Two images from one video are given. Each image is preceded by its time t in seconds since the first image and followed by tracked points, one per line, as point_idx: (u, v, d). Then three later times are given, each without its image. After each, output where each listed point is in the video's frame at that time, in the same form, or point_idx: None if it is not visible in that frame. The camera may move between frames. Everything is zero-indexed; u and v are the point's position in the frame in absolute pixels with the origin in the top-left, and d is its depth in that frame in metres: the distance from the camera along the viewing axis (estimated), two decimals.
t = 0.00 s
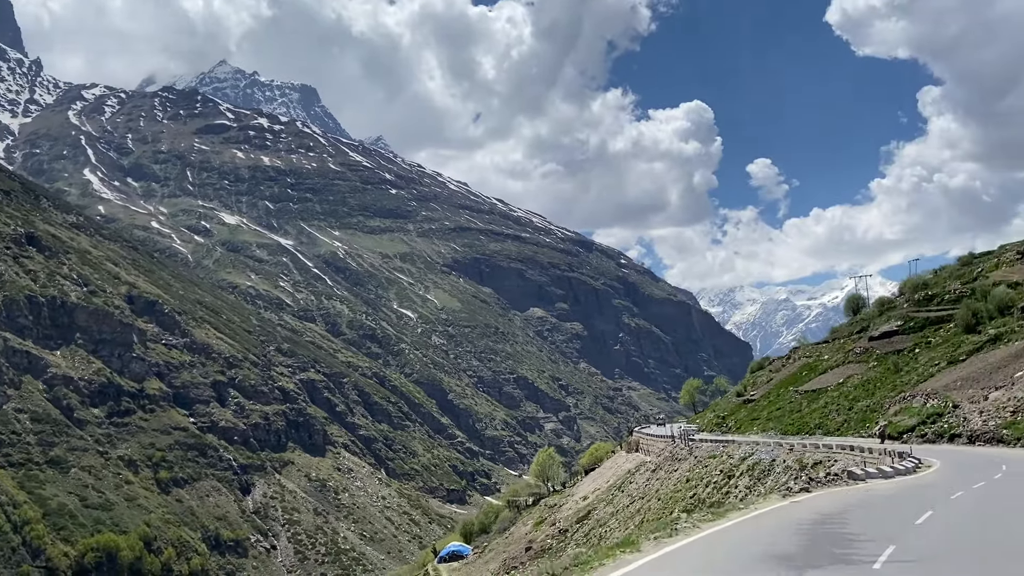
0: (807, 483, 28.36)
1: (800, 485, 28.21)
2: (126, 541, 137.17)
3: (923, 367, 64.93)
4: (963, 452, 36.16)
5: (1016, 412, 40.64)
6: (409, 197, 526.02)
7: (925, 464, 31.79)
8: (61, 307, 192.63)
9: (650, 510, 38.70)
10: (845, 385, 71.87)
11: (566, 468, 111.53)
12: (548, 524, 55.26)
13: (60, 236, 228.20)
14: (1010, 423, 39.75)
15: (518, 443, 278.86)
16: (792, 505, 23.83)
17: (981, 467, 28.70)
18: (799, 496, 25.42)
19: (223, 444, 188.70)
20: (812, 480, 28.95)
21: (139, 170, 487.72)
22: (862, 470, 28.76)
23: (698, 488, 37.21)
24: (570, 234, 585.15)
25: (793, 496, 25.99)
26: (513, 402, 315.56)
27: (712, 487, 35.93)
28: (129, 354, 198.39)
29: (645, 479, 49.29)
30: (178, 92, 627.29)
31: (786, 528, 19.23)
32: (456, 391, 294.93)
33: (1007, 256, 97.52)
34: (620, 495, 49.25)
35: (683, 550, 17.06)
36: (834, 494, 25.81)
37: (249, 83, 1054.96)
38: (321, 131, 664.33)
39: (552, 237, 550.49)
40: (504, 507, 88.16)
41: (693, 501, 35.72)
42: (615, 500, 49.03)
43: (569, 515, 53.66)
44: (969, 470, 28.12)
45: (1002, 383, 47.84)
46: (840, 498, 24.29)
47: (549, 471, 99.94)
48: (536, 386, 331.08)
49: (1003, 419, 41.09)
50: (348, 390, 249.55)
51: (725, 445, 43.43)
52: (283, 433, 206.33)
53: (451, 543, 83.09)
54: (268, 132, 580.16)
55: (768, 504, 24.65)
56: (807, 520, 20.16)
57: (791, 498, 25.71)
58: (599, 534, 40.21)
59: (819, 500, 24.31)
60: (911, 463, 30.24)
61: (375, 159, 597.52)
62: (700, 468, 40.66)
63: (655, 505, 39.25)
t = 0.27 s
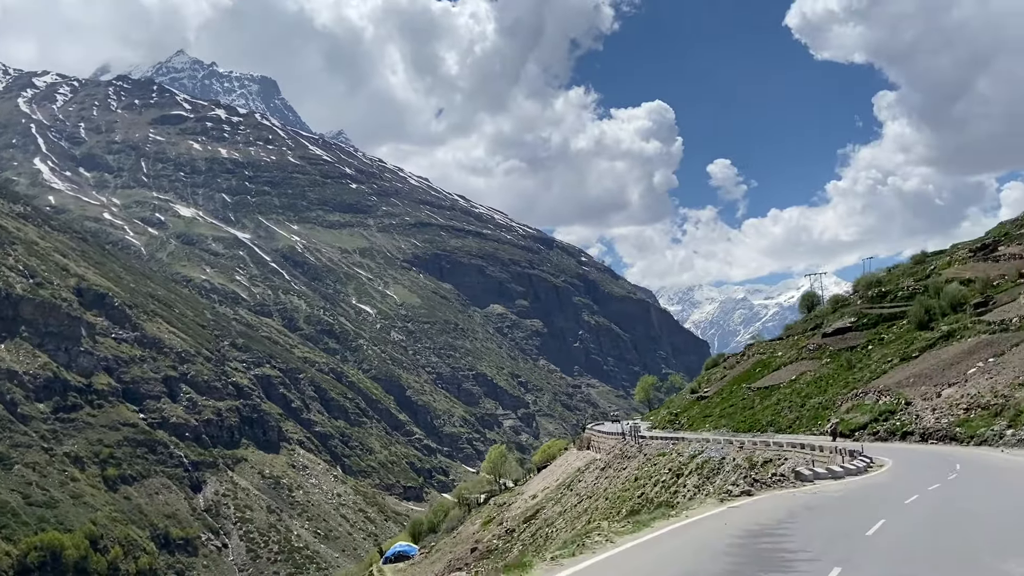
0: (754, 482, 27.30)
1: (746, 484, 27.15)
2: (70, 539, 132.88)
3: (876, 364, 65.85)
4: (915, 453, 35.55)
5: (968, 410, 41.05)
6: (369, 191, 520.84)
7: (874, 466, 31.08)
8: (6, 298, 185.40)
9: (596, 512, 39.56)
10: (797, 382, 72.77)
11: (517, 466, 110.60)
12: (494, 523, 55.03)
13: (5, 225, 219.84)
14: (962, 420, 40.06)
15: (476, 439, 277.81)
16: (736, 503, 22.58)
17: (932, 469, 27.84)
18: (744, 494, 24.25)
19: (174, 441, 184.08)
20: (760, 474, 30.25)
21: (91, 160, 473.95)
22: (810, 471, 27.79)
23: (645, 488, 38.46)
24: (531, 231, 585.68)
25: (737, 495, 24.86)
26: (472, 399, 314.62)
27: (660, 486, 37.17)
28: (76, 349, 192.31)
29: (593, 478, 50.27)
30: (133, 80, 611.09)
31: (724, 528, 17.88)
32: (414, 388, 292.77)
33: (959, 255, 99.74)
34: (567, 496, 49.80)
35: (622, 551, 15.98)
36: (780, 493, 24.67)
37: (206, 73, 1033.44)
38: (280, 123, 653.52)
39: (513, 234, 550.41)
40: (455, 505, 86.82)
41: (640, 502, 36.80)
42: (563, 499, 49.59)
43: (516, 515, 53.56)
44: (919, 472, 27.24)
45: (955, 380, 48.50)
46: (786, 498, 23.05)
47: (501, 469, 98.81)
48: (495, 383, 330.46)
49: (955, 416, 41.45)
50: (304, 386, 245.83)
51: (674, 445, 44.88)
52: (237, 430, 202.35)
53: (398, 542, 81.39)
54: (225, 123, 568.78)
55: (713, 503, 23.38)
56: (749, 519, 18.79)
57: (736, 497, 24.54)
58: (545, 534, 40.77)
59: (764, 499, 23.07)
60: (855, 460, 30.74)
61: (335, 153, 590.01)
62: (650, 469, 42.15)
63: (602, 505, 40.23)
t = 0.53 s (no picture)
0: (704, 482, 25.52)
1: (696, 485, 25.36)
2: (18, 537, 128.71)
3: (832, 359, 66.61)
4: (870, 454, 34.43)
5: (926, 406, 41.45)
6: (333, 185, 514.86)
7: (828, 468, 29.71)
8: None
9: (547, 511, 40.48)
10: (754, 377, 73.40)
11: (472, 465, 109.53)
12: (445, 522, 54.58)
13: None
14: (921, 417, 40.36)
15: (438, 435, 276.00)
16: (682, 505, 20.65)
17: (889, 471, 26.41)
18: (691, 493, 22.40)
19: (127, 436, 179.39)
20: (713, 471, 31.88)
21: (45, 149, 460.53)
22: (761, 471, 26.08)
23: (596, 487, 39.63)
24: (496, 228, 584.86)
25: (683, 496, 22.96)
26: (435, 395, 312.78)
27: (612, 484, 38.60)
28: (26, 341, 186.37)
29: (545, 476, 51.05)
30: (90, 68, 595.32)
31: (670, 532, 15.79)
32: (376, 384, 289.98)
33: (916, 252, 101.62)
34: (519, 494, 50.23)
35: (566, 555, 14.24)
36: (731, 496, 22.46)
37: (167, 64, 1013.08)
38: (242, 115, 642.41)
39: (478, 230, 548.89)
40: (408, 504, 85.36)
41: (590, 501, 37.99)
42: (514, 498, 49.99)
43: (466, 514, 53.33)
44: (876, 474, 25.77)
45: (911, 376, 49.12)
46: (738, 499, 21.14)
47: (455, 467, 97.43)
48: (458, 379, 329.14)
49: (913, 413, 41.83)
50: (263, 381, 241.76)
51: (627, 440, 46.15)
52: (193, 426, 198.24)
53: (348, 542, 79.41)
54: (185, 114, 557.24)
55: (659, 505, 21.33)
56: (698, 523, 16.68)
57: (684, 500, 22.37)
58: (494, 534, 41.25)
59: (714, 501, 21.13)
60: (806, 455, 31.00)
61: (298, 146, 582.03)
62: (601, 464, 43.50)
63: (553, 504, 41.17)
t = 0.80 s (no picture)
0: (655, 483, 23.86)
1: (647, 486, 23.68)
2: None
3: (795, 355, 67.03)
4: (831, 454, 33.44)
5: (890, 403, 41.54)
6: (299, 179, 508.64)
7: (785, 469, 28.51)
8: None
9: (500, 511, 40.70)
10: (717, 373, 73.71)
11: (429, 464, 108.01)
12: (397, 522, 54.15)
13: None
14: (885, 414, 40.43)
15: (404, 432, 273.86)
16: (628, 512, 18.89)
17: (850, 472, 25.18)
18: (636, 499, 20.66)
19: (81, 432, 175.04)
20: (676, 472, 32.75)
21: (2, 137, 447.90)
22: (715, 472, 24.65)
23: (551, 485, 40.12)
24: (465, 224, 582.97)
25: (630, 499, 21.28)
26: (401, 392, 310.41)
27: (567, 482, 39.21)
28: None
29: (500, 474, 51.26)
30: (49, 55, 580.50)
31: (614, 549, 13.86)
32: (341, 380, 286.94)
33: (879, 248, 102.96)
34: (472, 494, 50.26)
35: (519, 554, 13.81)
36: (679, 501, 20.60)
37: (131, 53, 992.62)
38: (207, 106, 631.45)
39: (446, 227, 546.48)
40: (364, 504, 83.60)
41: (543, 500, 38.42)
42: (468, 497, 49.95)
43: (418, 514, 53.02)
44: (836, 476, 24.50)
45: (875, 372, 49.39)
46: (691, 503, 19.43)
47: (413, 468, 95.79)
48: (425, 376, 327.29)
49: (877, 409, 41.95)
50: (225, 377, 237.68)
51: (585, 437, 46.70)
52: (151, 421, 194.33)
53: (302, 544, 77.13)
54: (148, 104, 546.07)
55: (605, 509, 19.52)
56: (646, 537, 14.80)
57: (630, 503, 20.66)
58: (446, 535, 41.26)
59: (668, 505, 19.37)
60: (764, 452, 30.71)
61: (264, 138, 573.77)
62: (558, 462, 44.06)
63: (506, 503, 41.43)
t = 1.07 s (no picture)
0: (601, 486, 22.94)
1: (593, 490, 22.73)
2: None
3: (764, 350, 67.24)
4: (801, 453, 32.90)
5: (860, 400, 41.57)
6: (270, 173, 502.53)
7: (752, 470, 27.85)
8: None
9: (457, 509, 40.14)
10: (684, 369, 73.99)
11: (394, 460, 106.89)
12: (354, 522, 53.09)
13: None
14: (854, 411, 40.46)
15: (374, 429, 271.63)
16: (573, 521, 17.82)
17: (819, 476, 24.30)
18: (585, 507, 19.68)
19: (41, 428, 170.97)
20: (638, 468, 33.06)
21: None
22: (668, 473, 23.76)
23: (509, 484, 39.88)
24: (438, 220, 580.35)
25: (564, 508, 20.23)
26: (371, 388, 307.93)
27: (525, 483, 39.03)
28: None
29: (458, 473, 50.94)
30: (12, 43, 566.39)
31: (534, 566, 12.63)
32: (310, 376, 283.99)
33: (849, 244, 103.92)
34: (430, 493, 49.65)
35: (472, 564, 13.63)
36: (628, 510, 19.52)
37: (98, 43, 972.74)
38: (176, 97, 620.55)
39: (419, 222, 543.41)
40: (325, 502, 82.08)
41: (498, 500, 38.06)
42: (425, 496, 49.18)
43: (373, 514, 51.95)
44: (804, 480, 23.56)
45: (844, 367, 49.55)
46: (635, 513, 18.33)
47: (375, 465, 94.28)
48: (395, 372, 325.49)
49: (847, 406, 41.92)
50: (190, 372, 233.75)
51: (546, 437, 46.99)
52: (114, 417, 190.67)
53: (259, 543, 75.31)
54: (115, 95, 535.15)
55: (537, 522, 18.53)
56: (574, 556, 13.60)
57: (579, 513, 19.65)
58: (400, 535, 40.69)
59: (608, 516, 18.23)
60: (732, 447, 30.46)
61: (234, 131, 565.48)
62: (517, 462, 44.09)
63: (463, 502, 40.72)
